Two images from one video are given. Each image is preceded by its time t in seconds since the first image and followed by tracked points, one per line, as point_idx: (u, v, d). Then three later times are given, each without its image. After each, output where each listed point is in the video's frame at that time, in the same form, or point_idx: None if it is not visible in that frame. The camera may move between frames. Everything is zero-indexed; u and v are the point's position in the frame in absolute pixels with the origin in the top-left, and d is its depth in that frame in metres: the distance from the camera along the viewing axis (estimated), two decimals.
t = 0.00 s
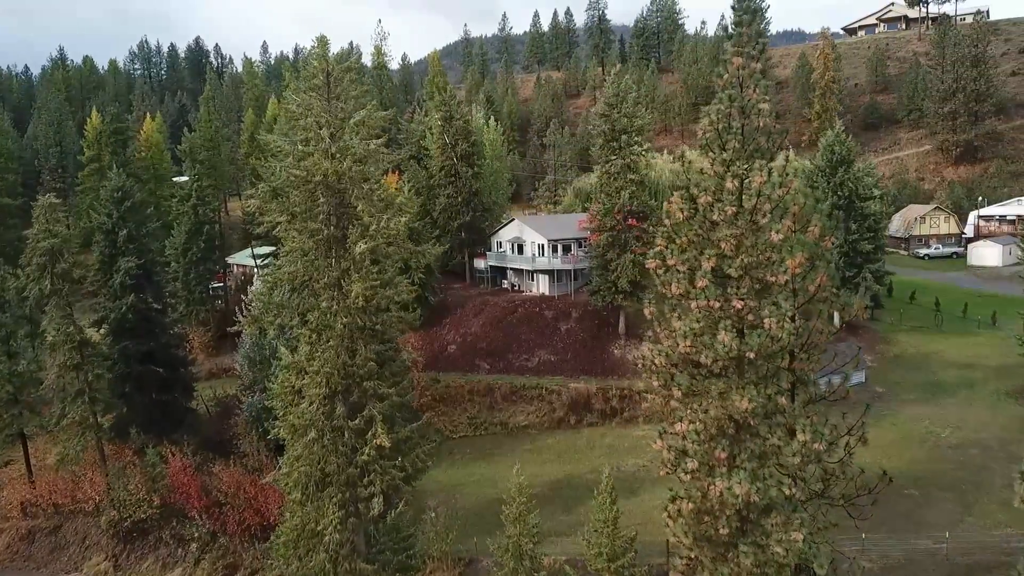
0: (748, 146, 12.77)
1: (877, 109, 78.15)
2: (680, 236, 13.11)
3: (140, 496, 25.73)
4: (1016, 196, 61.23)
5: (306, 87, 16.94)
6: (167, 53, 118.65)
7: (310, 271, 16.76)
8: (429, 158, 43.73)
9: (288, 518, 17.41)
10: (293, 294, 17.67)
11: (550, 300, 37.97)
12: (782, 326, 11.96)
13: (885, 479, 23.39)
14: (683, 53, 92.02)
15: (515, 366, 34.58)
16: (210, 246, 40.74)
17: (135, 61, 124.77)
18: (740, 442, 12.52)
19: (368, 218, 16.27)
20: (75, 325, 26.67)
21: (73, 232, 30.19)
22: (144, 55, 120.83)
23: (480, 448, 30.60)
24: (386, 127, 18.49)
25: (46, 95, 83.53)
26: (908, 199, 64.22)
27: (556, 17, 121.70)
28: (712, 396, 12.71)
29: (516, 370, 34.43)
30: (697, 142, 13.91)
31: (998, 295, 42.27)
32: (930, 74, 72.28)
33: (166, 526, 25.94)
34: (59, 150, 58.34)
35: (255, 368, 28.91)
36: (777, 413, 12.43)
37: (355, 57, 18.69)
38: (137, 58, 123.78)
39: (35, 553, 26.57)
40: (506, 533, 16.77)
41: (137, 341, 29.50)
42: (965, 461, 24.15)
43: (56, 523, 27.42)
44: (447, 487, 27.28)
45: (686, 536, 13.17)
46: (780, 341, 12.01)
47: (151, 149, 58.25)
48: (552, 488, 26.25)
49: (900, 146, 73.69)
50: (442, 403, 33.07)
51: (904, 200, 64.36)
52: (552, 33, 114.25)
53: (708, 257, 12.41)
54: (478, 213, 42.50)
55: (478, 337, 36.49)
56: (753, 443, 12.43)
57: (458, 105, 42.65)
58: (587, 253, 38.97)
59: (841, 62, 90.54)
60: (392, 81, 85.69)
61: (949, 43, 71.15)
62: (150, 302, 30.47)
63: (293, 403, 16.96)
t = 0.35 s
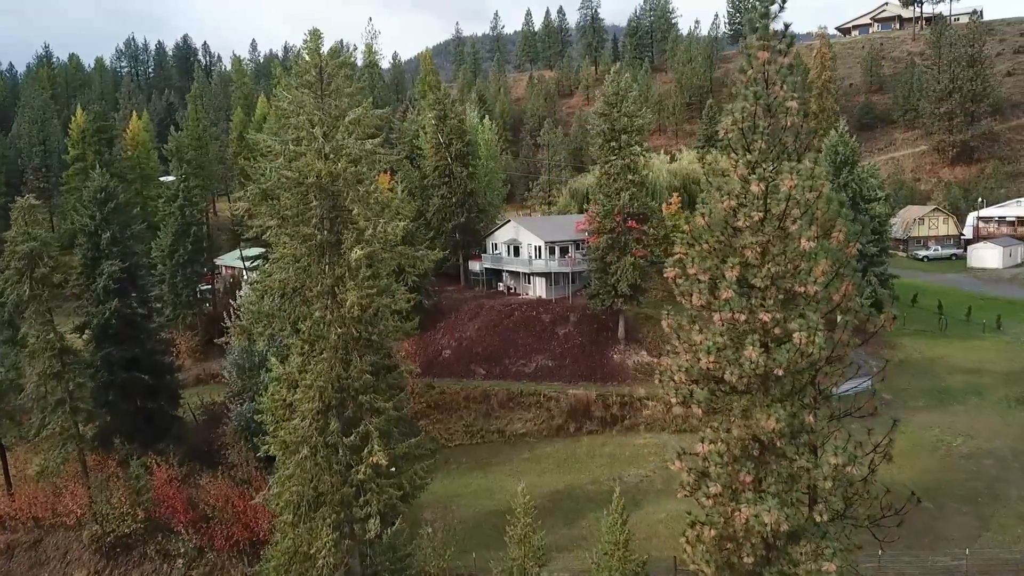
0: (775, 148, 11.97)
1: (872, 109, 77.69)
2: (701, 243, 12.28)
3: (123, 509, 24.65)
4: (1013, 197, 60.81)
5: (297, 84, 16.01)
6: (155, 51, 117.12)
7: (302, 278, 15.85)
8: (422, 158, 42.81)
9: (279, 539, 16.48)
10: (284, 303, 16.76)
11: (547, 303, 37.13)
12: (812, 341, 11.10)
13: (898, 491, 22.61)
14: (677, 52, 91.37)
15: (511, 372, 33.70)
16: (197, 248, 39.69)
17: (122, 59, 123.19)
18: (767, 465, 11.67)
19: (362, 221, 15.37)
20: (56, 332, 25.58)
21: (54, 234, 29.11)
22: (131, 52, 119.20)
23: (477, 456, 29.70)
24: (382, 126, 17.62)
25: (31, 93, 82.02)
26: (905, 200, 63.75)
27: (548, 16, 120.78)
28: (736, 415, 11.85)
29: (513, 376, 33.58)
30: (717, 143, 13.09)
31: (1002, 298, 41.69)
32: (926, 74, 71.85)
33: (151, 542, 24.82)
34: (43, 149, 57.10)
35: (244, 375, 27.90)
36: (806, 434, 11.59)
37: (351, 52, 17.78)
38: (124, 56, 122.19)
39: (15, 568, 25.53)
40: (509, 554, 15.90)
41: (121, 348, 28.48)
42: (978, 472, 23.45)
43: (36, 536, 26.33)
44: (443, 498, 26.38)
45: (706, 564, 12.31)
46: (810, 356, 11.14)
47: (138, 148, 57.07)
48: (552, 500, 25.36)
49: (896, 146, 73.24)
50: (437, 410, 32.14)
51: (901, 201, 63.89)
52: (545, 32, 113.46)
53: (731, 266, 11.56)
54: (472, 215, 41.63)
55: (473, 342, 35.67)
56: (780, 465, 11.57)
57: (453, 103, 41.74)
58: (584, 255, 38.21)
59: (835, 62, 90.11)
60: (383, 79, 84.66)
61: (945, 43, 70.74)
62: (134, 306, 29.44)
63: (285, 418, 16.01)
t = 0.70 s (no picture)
0: (810, 148, 11.11)
1: (867, 110, 77.20)
2: (724, 252, 11.38)
3: (104, 525, 23.31)
4: (1010, 198, 60.35)
5: (287, 80, 15.15)
6: (140, 49, 115.55)
7: (292, 286, 14.86)
8: (414, 157, 41.83)
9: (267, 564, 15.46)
10: (273, 312, 15.78)
11: (544, 307, 36.21)
12: (849, 358, 10.20)
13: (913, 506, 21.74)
14: (670, 51, 90.70)
15: (507, 378, 32.78)
16: (183, 250, 38.51)
17: (107, 57, 121.52)
18: (797, 493, 10.77)
19: (356, 225, 14.38)
20: (34, 338, 24.44)
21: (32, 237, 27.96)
22: (116, 50, 117.54)
23: (473, 466, 28.73)
24: (377, 125, 16.72)
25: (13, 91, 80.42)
26: (902, 201, 63.21)
27: (540, 15, 119.80)
28: (763, 437, 10.97)
29: (509, 382, 32.61)
30: (739, 144, 12.21)
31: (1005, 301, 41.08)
32: (921, 74, 71.41)
33: (133, 558, 23.54)
34: (25, 148, 55.73)
35: (231, 383, 26.89)
36: (838, 457, 10.74)
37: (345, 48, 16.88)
38: (109, 54, 120.47)
39: None
40: None
41: (102, 355, 27.46)
42: (993, 484, 22.68)
43: (12, 553, 24.58)
44: (439, 510, 25.33)
45: None
46: (846, 374, 10.24)
47: (122, 148, 55.82)
48: (553, 513, 24.38)
49: (890, 147, 72.76)
50: (431, 417, 31.13)
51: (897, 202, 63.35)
52: (536, 31, 112.61)
53: (758, 277, 10.64)
54: (466, 216, 40.63)
55: (468, 348, 34.70)
56: (814, 492, 10.66)
57: (446, 102, 40.79)
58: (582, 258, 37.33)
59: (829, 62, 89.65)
60: (374, 79, 83.58)
61: (940, 43, 70.34)
62: (116, 312, 28.33)
63: (276, 436, 15.01)
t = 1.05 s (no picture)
0: (847, 149, 9.92)
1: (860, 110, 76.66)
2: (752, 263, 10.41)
3: (82, 544, 21.69)
4: (1006, 199, 59.87)
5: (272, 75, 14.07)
6: (125, 46, 113.81)
7: (279, 298, 13.83)
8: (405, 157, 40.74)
9: None
10: (257, 324, 14.69)
11: (539, 311, 35.23)
12: (893, 380, 9.26)
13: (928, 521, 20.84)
14: (662, 50, 89.92)
15: (501, 385, 31.78)
16: (166, 252, 37.24)
17: (91, 54, 119.73)
18: (833, 527, 9.82)
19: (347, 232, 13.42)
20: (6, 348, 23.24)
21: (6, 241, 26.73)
22: (100, 48, 115.79)
23: (468, 477, 27.71)
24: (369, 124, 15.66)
25: None
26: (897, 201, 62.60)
27: (530, 13, 118.76)
28: (794, 465, 10.03)
29: (504, 389, 31.62)
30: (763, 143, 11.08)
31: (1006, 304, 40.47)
32: (916, 74, 70.87)
33: None
34: (4, 147, 54.31)
35: (214, 395, 25.81)
36: (876, 487, 9.84)
37: (331, 42, 15.73)
38: (93, 52, 118.71)
39: None
40: None
41: (80, 365, 26.38)
42: (1008, 497, 21.86)
43: None
44: (432, 525, 24.28)
45: None
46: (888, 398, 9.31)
47: (105, 147, 54.45)
48: (551, 528, 23.36)
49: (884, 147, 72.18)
50: (424, 427, 30.06)
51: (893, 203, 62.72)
52: (527, 30, 111.63)
53: (791, 292, 9.66)
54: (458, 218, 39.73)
55: (462, 353, 33.70)
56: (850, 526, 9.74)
57: (438, 101, 39.72)
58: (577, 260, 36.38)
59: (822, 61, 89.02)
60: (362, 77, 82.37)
61: (935, 43, 69.77)
62: (95, 319, 27.17)
63: (260, 458, 13.94)
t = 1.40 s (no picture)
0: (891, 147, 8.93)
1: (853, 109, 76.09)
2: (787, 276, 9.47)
3: (52, 566, 20.69)
4: (1000, 200, 59.34)
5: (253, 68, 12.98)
6: (108, 43, 111.91)
7: (260, 311, 12.75)
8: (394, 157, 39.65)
9: None
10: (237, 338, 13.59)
11: (533, 316, 34.23)
12: (947, 409, 8.29)
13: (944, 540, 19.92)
14: (653, 49, 89.09)
15: (494, 393, 30.74)
16: (147, 255, 35.98)
17: (73, 51, 117.79)
18: (875, 569, 8.85)
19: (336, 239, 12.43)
20: None
21: None
22: (82, 45, 113.87)
23: (460, 490, 26.66)
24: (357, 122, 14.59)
25: None
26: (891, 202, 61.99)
27: (519, 11, 117.56)
28: (832, 500, 9.07)
29: (497, 397, 30.58)
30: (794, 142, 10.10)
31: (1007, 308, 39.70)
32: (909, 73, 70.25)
33: None
34: None
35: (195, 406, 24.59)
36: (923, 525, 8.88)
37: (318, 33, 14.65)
38: (76, 49, 116.81)
39: None
40: None
41: (54, 374, 25.07)
42: None
43: None
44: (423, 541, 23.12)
45: None
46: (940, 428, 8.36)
47: (85, 145, 53.03)
48: (549, 545, 22.32)
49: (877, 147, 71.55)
50: (415, 437, 28.98)
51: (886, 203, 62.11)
52: (516, 28, 110.55)
53: (831, 308, 8.74)
54: (449, 219, 38.88)
55: (454, 360, 32.61)
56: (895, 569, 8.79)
57: (428, 98, 38.62)
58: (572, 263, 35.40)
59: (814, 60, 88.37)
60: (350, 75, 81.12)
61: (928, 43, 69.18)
62: (69, 326, 25.86)
63: (241, 484, 12.85)
